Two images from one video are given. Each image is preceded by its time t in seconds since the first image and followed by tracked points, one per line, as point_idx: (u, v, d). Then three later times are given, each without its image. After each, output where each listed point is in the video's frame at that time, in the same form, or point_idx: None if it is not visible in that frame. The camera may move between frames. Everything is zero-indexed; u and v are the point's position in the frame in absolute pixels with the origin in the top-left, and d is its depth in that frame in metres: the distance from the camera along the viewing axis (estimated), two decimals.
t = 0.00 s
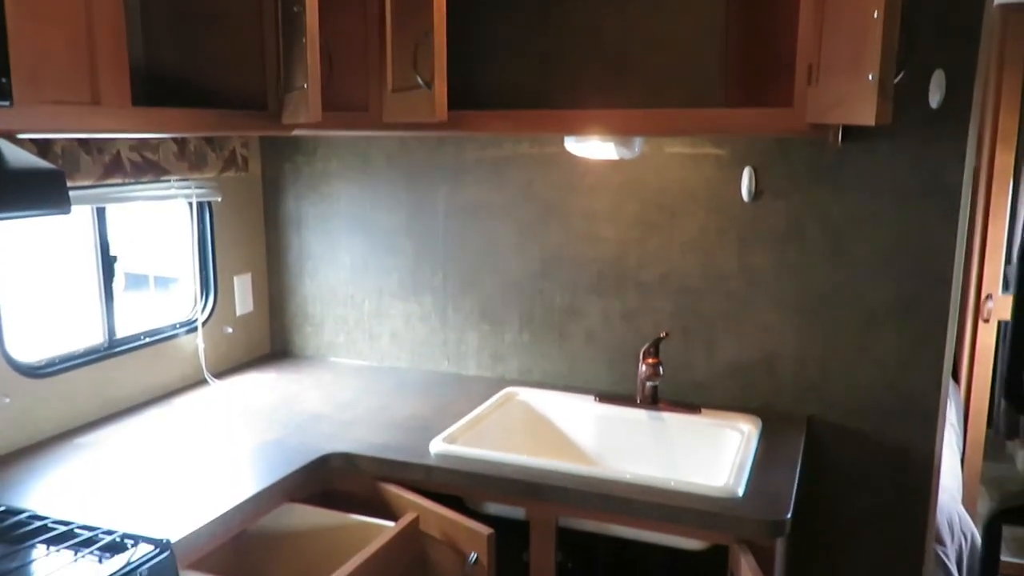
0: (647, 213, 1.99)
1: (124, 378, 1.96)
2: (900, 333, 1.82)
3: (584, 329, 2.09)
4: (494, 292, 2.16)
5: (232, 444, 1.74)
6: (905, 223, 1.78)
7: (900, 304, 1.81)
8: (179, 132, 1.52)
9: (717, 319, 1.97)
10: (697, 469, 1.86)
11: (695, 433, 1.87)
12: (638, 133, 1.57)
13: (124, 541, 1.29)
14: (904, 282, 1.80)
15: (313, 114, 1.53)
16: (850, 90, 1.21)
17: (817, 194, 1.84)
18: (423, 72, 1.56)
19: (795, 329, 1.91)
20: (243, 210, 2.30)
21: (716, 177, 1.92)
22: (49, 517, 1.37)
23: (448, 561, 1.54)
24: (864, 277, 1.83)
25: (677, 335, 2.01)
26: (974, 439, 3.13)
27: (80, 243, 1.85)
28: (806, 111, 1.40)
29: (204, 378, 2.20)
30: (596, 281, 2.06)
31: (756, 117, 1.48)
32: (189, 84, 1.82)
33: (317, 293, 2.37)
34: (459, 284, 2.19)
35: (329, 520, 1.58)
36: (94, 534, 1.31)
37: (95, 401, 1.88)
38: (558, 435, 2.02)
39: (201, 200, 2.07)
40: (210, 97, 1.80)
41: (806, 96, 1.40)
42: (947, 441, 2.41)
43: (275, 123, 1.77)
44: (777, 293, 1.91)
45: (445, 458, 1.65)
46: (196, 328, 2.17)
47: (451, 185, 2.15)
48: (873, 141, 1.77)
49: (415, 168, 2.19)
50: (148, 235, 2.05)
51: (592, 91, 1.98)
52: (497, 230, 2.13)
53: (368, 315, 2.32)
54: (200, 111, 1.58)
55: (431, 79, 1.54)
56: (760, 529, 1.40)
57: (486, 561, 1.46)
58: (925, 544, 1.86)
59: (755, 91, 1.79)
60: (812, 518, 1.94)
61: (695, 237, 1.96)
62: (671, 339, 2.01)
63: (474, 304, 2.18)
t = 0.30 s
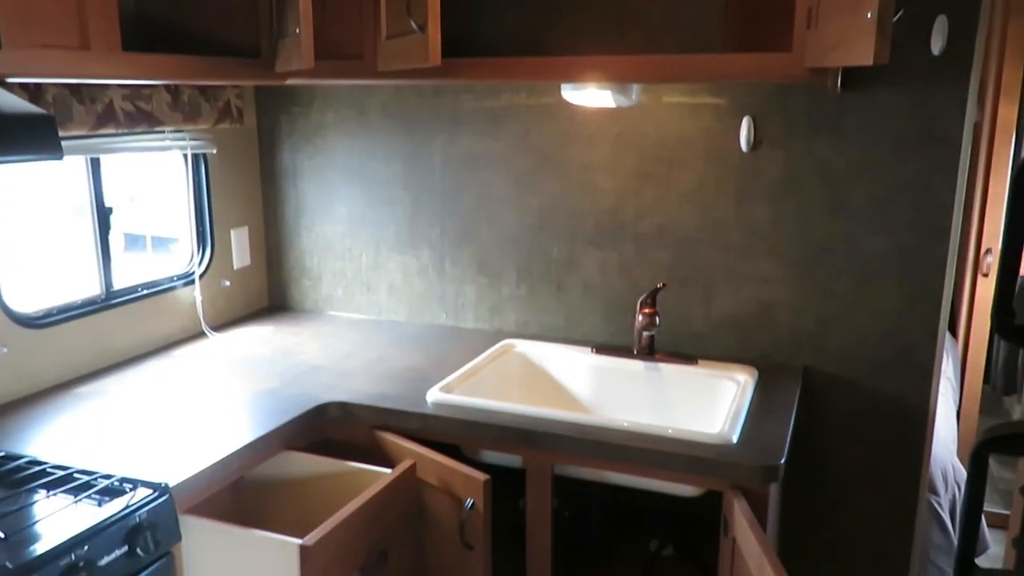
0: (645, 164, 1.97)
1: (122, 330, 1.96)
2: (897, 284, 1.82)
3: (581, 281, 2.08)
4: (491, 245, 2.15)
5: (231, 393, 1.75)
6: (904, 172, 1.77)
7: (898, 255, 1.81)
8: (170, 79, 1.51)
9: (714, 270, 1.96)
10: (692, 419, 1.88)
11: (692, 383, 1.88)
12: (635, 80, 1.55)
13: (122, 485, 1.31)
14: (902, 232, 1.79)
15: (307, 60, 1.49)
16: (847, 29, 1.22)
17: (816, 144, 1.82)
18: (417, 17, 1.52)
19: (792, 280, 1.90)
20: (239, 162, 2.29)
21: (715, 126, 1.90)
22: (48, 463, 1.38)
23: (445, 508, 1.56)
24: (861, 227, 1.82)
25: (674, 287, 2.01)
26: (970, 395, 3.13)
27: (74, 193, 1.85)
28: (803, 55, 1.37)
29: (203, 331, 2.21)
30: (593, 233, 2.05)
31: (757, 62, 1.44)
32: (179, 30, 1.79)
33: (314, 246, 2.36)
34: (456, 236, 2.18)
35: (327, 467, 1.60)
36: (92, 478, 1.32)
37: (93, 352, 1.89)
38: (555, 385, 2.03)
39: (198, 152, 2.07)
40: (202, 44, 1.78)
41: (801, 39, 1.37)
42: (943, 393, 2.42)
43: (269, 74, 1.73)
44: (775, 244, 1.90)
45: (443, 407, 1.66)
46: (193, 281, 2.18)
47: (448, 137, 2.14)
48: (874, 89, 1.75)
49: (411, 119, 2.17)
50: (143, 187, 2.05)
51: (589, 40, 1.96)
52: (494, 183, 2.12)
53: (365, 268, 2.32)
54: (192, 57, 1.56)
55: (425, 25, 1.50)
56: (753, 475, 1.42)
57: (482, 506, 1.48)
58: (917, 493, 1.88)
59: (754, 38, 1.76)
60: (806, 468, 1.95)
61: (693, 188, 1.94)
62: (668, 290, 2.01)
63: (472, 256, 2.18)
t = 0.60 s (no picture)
0: (648, 114, 1.95)
1: (123, 281, 1.96)
2: (901, 234, 1.80)
3: (583, 233, 2.07)
4: (493, 196, 2.14)
5: (233, 343, 1.76)
6: (910, 121, 1.74)
7: (903, 205, 1.79)
8: (165, 24, 1.48)
9: (717, 222, 1.95)
10: (693, 370, 1.88)
11: (693, 335, 1.88)
12: (637, 25, 1.52)
13: (122, 430, 1.32)
14: (907, 182, 1.77)
15: None
16: None
17: (822, 92, 1.79)
18: None
19: (796, 231, 1.89)
20: (238, 114, 2.26)
21: (719, 75, 1.87)
22: (48, 408, 1.39)
23: (446, 455, 1.57)
24: (866, 177, 1.80)
25: (676, 239, 1.99)
26: (973, 350, 3.12)
27: (71, 142, 1.83)
28: None
29: (204, 283, 2.21)
30: (595, 185, 2.03)
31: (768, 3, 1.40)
32: None
33: (315, 199, 2.35)
34: (457, 188, 2.17)
35: (328, 415, 1.61)
36: (93, 423, 1.33)
37: (95, 303, 1.89)
38: (557, 337, 2.03)
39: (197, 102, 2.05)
40: None
41: None
42: (946, 347, 2.42)
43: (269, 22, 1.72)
44: (778, 194, 1.88)
45: (443, 356, 1.66)
46: (194, 233, 2.17)
47: (449, 87, 2.11)
48: (882, 35, 1.72)
49: (412, 69, 2.14)
50: (142, 137, 2.03)
51: None
52: (496, 134, 2.09)
53: (366, 221, 2.31)
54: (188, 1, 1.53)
55: None
56: (752, 422, 1.42)
57: (482, 453, 1.49)
58: (917, 444, 1.88)
59: None
60: (807, 419, 1.96)
61: (697, 138, 1.92)
62: (671, 242, 2.00)
63: (473, 209, 2.17)
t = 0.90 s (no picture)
0: (655, 66, 1.91)
1: (129, 237, 1.97)
2: (912, 188, 1.78)
3: (589, 189, 2.05)
4: (499, 152, 2.12)
5: (239, 299, 1.76)
6: (923, 71, 1.71)
7: (913, 158, 1.76)
8: None
9: (724, 176, 1.93)
10: (699, 325, 1.88)
11: (699, 290, 1.87)
12: None
13: (129, 382, 1.33)
14: (917, 134, 1.74)
15: None
16: None
17: (832, 43, 1.76)
18: None
19: (804, 185, 1.86)
20: (241, 70, 2.24)
21: (728, 25, 1.83)
22: (55, 360, 1.40)
23: (452, 409, 1.58)
24: (876, 130, 1.77)
25: (683, 194, 1.97)
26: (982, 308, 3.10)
27: (74, 98, 1.82)
28: None
29: (211, 241, 2.21)
30: (601, 140, 2.01)
31: None
32: None
33: (320, 156, 2.34)
34: (463, 145, 2.15)
35: (335, 369, 1.62)
36: (98, 375, 1.34)
37: (101, 259, 1.90)
38: (563, 293, 2.03)
39: (200, 57, 2.03)
40: None
41: None
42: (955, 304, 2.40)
43: None
44: (787, 148, 1.86)
45: (449, 311, 1.66)
46: (200, 190, 2.17)
47: (453, 41, 2.08)
48: None
49: (416, 22, 2.11)
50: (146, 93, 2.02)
51: None
52: (501, 88, 2.07)
53: (372, 178, 2.29)
54: None
55: None
56: (757, 375, 1.42)
57: (487, 406, 1.50)
58: (923, 400, 1.88)
59: None
60: (814, 375, 1.96)
61: (704, 91, 1.89)
62: (678, 198, 1.98)
63: (479, 165, 2.15)
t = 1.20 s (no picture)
0: (662, 33, 1.89)
1: (136, 208, 1.97)
2: (921, 155, 1.76)
3: (595, 158, 2.04)
4: (505, 121, 2.10)
5: (244, 268, 1.77)
6: (933, 36, 1.68)
7: (922, 124, 1.74)
8: None
9: (731, 145, 1.91)
10: (705, 294, 1.87)
11: (705, 259, 1.86)
12: None
13: (136, 348, 1.34)
14: (927, 100, 1.72)
15: None
16: None
17: (842, 8, 1.73)
18: None
19: (812, 153, 1.85)
20: (246, 40, 2.23)
21: None
22: (63, 327, 1.41)
23: (457, 376, 1.58)
24: (885, 96, 1.75)
25: (690, 163, 1.96)
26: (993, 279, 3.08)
27: (78, 68, 1.80)
28: None
29: (217, 212, 2.21)
30: (607, 108, 1.99)
31: None
32: None
33: (326, 128, 2.33)
34: (469, 114, 2.14)
35: (340, 338, 1.62)
36: (105, 341, 1.35)
37: (109, 229, 1.91)
38: (569, 263, 2.03)
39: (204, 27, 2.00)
40: None
41: None
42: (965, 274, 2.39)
43: None
44: (795, 115, 1.84)
45: (454, 280, 1.66)
46: (206, 161, 2.17)
47: (458, 9, 2.06)
48: None
49: None
50: (151, 63, 2.01)
51: None
52: (506, 56, 2.05)
53: (378, 149, 2.29)
54: None
55: None
56: (762, 341, 1.41)
57: (491, 373, 1.50)
58: (930, 369, 1.88)
59: None
60: (820, 345, 1.95)
61: (711, 58, 1.87)
62: (684, 167, 1.96)
63: (484, 134, 2.14)
